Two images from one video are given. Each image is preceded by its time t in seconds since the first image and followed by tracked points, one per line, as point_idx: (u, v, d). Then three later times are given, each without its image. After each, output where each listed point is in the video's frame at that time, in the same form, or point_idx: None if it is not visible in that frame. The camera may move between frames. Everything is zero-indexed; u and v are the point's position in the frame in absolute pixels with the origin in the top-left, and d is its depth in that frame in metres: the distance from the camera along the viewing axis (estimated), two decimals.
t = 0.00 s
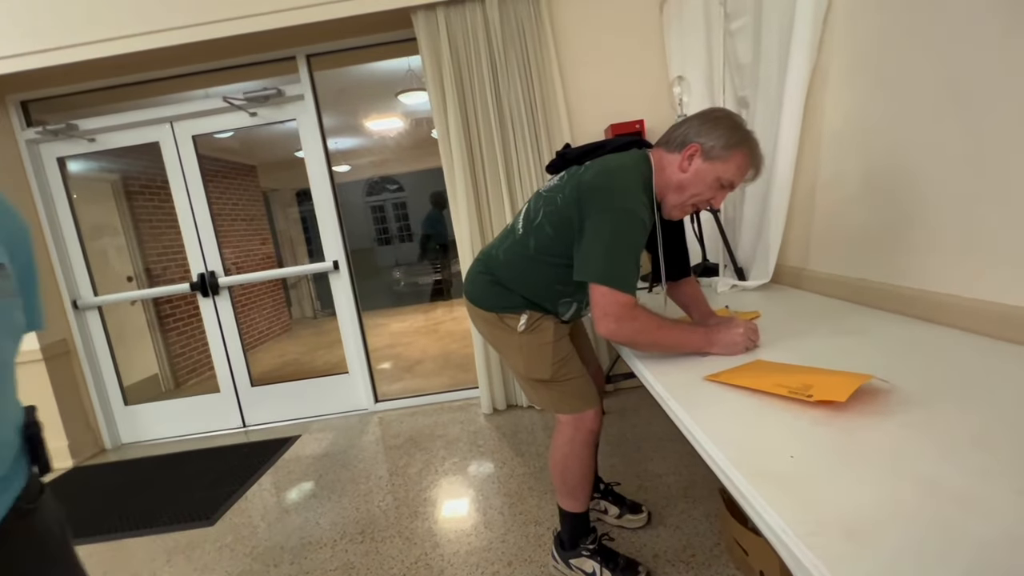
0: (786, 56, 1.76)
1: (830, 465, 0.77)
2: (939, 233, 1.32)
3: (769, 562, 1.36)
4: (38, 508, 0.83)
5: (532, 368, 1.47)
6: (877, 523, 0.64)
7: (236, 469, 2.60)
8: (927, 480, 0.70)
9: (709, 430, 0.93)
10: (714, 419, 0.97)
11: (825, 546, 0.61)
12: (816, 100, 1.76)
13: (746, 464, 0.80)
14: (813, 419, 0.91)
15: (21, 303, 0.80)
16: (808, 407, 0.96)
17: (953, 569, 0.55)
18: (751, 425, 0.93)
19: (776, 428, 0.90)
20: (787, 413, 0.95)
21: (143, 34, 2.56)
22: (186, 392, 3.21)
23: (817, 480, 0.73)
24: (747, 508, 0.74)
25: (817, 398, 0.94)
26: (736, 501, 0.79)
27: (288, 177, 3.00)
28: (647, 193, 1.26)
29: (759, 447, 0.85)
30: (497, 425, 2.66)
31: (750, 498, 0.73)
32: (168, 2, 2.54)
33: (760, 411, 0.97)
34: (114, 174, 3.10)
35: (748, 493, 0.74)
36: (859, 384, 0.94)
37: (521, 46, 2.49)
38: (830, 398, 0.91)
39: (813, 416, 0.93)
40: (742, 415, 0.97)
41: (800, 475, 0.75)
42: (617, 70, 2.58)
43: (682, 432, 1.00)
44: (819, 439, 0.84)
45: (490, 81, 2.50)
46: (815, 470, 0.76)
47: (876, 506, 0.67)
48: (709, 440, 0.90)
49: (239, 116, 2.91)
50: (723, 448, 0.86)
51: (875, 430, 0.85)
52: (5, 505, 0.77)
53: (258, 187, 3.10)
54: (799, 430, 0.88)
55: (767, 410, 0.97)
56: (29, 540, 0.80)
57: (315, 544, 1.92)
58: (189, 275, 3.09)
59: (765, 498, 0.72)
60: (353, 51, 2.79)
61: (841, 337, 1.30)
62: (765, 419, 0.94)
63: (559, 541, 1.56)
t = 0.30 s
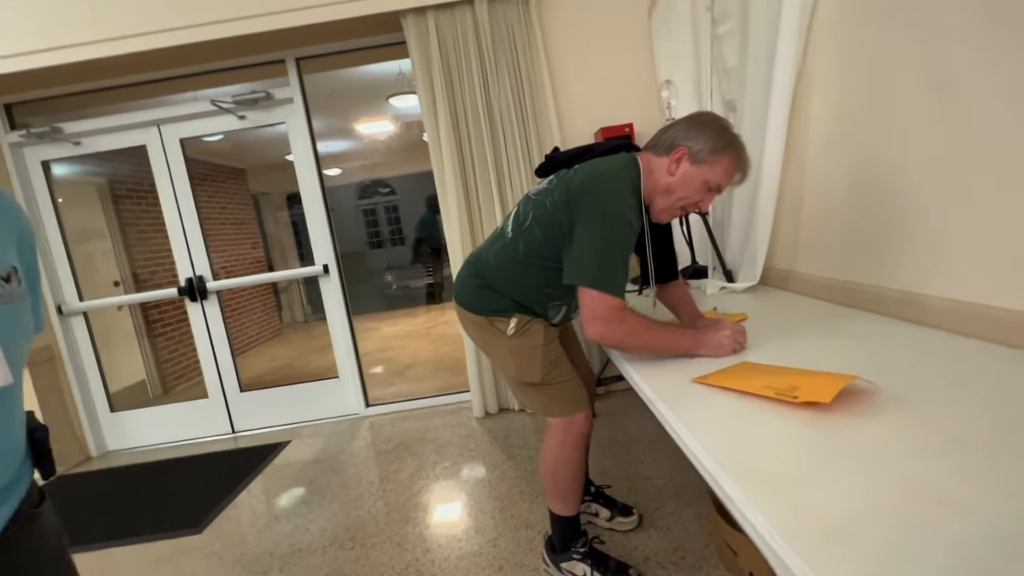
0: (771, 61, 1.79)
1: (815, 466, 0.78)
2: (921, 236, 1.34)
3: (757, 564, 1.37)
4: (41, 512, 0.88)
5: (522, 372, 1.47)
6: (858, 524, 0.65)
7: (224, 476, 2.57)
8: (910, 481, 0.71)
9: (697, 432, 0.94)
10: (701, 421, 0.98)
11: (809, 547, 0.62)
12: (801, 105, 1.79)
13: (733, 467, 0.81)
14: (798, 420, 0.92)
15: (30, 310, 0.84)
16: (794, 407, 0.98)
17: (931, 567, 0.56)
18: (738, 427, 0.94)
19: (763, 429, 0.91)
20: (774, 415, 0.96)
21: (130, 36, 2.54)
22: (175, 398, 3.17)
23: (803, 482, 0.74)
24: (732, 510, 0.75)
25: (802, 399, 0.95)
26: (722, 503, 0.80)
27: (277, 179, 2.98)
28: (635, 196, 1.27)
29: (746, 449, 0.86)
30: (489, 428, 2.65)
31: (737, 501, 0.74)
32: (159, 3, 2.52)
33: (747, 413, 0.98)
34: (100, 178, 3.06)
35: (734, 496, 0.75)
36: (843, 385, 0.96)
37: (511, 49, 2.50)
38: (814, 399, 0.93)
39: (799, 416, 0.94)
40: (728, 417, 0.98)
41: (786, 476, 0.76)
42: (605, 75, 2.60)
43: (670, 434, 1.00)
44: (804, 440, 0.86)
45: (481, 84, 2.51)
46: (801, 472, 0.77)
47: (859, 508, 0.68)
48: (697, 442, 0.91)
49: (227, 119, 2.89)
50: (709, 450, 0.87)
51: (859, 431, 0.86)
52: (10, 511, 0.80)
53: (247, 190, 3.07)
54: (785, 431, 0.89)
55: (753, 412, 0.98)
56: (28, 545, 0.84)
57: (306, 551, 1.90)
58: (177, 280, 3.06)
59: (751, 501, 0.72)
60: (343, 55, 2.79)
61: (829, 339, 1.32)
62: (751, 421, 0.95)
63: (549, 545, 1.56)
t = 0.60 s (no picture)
0: (757, 68, 1.82)
1: (803, 474, 0.78)
2: (905, 242, 1.37)
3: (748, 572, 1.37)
4: None
5: (511, 379, 1.47)
6: (844, 534, 0.65)
7: (210, 487, 2.53)
8: (896, 488, 0.72)
9: (685, 441, 0.94)
10: (689, 430, 0.98)
11: (795, 558, 0.62)
12: (788, 112, 1.82)
13: (721, 476, 0.81)
14: (787, 428, 0.93)
15: None
16: (782, 416, 0.98)
17: None
18: (727, 435, 0.94)
19: (751, 438, 0.92)
20: (762, 422, 0.97)
21: (116, 42, 2.52)
22: (161, 407, 3.12)
23: (790, 491, 0.75)
24: (720, 520, 0.75)
25: (790, 407, 0.96)
26: (710, 513, 0.80)
27: (267, 186, 2.97)
28: (622, 201, 1.27)
29: (734, 457, 0.86)
30: (480, 436, 2.64)
31: (724, 511, 0.74)
32: (147, 10, 2.51)
33: (735, 421, 0.99)
34: (86, 184, 3.02)
35: (721, 507, 0.75)
36: (830, 393, 0.97)
37: (501, 56, 2.51)
38: (802, 407, 0.93)
39: (786, 424, 0.95)
40: (717, 425, 0.98)
41: (774, 486, 0.76)
42: (595, 82, 2.62)
43: (658, 444, 1.00)
44: (792, 448, 0.86)
45: (471, 91, 2.52)
46: (788, 481, 0.77)
47: (844, 517, 0.68)
48: (686, 451, 0.91)
49: (217, 125, 2.87)
50: (698, 459, 0.87)
51: (847, 438, 0.87)
52: None
53: (237, 196, 3.05)
54: (774, 440, 0.90)
55: (742, 421, 0.98)
56: None
57: (294, 562, 1.87)
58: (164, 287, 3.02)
59: (738, 511, 0.72)
60: (332, 61, 2.79)
61: (817, 344, 1.33)
62: (740, 429, 0.95)
63: (540, 553, 1.55)
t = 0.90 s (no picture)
0: (754, 70, 1.82)
1: (803, 475, 0.78)
2: (903, 242, 1.37)
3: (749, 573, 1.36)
4: None
5: (507, 379, 1.46)
6: (846, 536, 0.65)
7: (207, 491, 2.51)
8: (897, 489, 0.72)
9: (685, 442, 0.93)
10: (690, 431, 0.98)
11: (797, 560, 0.62)
12: (785, 113, 1.82)
13: (722, 478, 0.81)
14: (786, 429, 0.93)
15: None
16: (781, 416, 0.98)
17: None
18: (727, 436, 0.93)
19: (751, 439, 0.91)
20: (762, 423, 0.96)
21: (113, 45, 2.52)
22: (158, 411, 3.11)
23: (791, 492, 0.74)
24: (722, 522, 0.74)
25: (789, 408, 0.95)
26: (712, 515, 0.79)
27: (264, 189, 2.96)
28: (602, 172, 1.26)
29: (734, 459, 0.86)
30: (479, 438, 2.63)
31: (726, 514, 0.73)
32: (144, 13, 2.50)
33: (735, 422, 0.98)
34: (82, 187, 3.01)
35: (723, 508, 0.74)
36: (829, 393, 0.97)
37: (498, 58, 2.51)
38: (801, 407, 0.93)
39: (785, 425, 0.94)
40: (716, 426, 0.98)
41: (775, 487, 0.76)
42: (592, 85, 2.63)
43: (659, 444, 1.00)
44: (792, 448, 0.86)
45: (469, 93, 2.52)
46: (789, 482, 0.77)
47: (846, 519, 0.67)
48: (686, 452, 0.90)
49: (214, 128, 2.86)
50: (698, 460, 0.87)
51: (846, 439, 0.87)
52: None
53: (235, 200, 3.04)
54: (774, 441, 0.89)
55: (741, 421, 0.98)
56: None
57: (292, 566, 1.86)
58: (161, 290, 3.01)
59: (740, 512, 0.72)
60: (329, 64, 2.79)
61: (816, 345, 1.33)
62: (740, 430, 0.95)
63: (541, 556, 1.54)
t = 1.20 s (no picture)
0: (745, 75, 1.83)
1: (797, 479, 0.78)
2: (893, 246, 1.38)
3: None
4: None
5: (499, 391, 1.45)
6: (839, 539, 0.64)
7: (196, 499, 2.48)
8: (890, 492, 0.72)
9: (678, 447, 0.93)
10: (683, 436, 0.97)
11: (791, 565, 0.61)
12: (775, 118, 1.84)
13: (715, 483, 0.80)
14: (779, 433, 0.93)
15: None
16: (774, 420, 0.98)
17: None
18: (720, 441, 0.93)
19: (744, 443, 0.91)
20: (755, 427, 0.96)
21: (102, 47, 2.49)
22: (146, 417, 3.07)
23: (784, 497, 0.74)
24: (715, 528, 0.73)
25: (782, 412, 0.96)
26: (705, 520, 0.79)
27: (255, 193, 2.94)
28: (573, 164, 1.16)
29: (727, 463, 0.86)
30: (472, 443, 2.62)
31: (720, 519, 0.73)
32: (133, 15, 2.48)
33: (728, 427, 0.98)
34: (70, 191, 2.98)
35: (717, 514, 0.74)
36: (821, 397, 0.97)
37: (491, 63, 2.51)
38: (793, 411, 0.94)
39: (778, 428, 0.95)
40: (710, 431, 0.97)
41: (769, 492, 0.76)
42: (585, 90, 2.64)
43: (652, 449, 0.99)
44: (785, 452, 0.86)
45: (461, 98, 2.52)
46: (782, 486, 0.76)
47: (839, 523, 0.67)
48: (680, 457, 0.90)
49: (204, 131, 2.84)
50: (691, 465, 0.86)
51: (839, 442, 0.87)
52: None
53: (225, 203, 3.03)
54: (767, 445, 0.89)
55: (735, 426, 0.98)
56: None
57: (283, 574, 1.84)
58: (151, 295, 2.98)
59: (733, 517, 0.71)
60: (321, 68, 2.77)
61: (809, 348, 1.34)
62: (733, 434, 0.95)
63: None
